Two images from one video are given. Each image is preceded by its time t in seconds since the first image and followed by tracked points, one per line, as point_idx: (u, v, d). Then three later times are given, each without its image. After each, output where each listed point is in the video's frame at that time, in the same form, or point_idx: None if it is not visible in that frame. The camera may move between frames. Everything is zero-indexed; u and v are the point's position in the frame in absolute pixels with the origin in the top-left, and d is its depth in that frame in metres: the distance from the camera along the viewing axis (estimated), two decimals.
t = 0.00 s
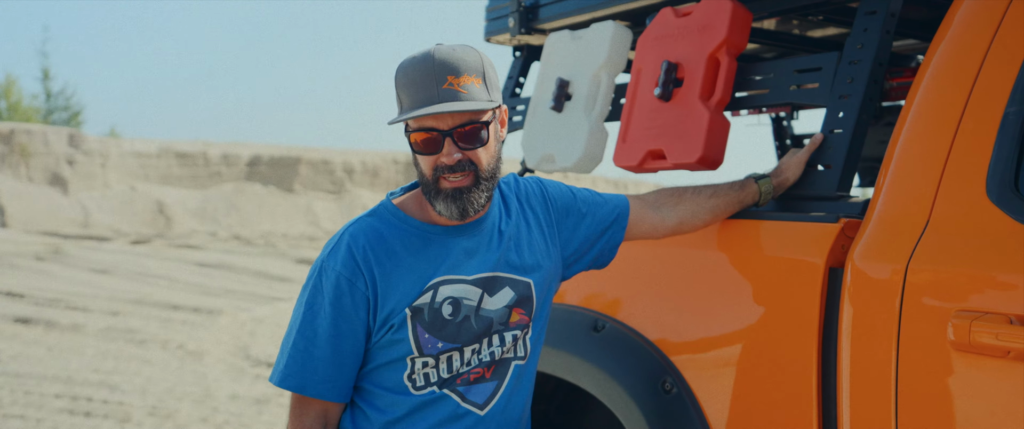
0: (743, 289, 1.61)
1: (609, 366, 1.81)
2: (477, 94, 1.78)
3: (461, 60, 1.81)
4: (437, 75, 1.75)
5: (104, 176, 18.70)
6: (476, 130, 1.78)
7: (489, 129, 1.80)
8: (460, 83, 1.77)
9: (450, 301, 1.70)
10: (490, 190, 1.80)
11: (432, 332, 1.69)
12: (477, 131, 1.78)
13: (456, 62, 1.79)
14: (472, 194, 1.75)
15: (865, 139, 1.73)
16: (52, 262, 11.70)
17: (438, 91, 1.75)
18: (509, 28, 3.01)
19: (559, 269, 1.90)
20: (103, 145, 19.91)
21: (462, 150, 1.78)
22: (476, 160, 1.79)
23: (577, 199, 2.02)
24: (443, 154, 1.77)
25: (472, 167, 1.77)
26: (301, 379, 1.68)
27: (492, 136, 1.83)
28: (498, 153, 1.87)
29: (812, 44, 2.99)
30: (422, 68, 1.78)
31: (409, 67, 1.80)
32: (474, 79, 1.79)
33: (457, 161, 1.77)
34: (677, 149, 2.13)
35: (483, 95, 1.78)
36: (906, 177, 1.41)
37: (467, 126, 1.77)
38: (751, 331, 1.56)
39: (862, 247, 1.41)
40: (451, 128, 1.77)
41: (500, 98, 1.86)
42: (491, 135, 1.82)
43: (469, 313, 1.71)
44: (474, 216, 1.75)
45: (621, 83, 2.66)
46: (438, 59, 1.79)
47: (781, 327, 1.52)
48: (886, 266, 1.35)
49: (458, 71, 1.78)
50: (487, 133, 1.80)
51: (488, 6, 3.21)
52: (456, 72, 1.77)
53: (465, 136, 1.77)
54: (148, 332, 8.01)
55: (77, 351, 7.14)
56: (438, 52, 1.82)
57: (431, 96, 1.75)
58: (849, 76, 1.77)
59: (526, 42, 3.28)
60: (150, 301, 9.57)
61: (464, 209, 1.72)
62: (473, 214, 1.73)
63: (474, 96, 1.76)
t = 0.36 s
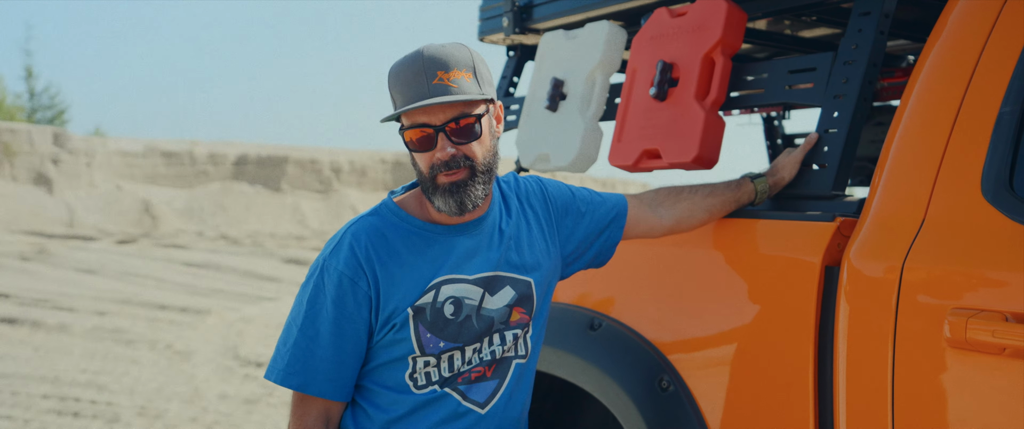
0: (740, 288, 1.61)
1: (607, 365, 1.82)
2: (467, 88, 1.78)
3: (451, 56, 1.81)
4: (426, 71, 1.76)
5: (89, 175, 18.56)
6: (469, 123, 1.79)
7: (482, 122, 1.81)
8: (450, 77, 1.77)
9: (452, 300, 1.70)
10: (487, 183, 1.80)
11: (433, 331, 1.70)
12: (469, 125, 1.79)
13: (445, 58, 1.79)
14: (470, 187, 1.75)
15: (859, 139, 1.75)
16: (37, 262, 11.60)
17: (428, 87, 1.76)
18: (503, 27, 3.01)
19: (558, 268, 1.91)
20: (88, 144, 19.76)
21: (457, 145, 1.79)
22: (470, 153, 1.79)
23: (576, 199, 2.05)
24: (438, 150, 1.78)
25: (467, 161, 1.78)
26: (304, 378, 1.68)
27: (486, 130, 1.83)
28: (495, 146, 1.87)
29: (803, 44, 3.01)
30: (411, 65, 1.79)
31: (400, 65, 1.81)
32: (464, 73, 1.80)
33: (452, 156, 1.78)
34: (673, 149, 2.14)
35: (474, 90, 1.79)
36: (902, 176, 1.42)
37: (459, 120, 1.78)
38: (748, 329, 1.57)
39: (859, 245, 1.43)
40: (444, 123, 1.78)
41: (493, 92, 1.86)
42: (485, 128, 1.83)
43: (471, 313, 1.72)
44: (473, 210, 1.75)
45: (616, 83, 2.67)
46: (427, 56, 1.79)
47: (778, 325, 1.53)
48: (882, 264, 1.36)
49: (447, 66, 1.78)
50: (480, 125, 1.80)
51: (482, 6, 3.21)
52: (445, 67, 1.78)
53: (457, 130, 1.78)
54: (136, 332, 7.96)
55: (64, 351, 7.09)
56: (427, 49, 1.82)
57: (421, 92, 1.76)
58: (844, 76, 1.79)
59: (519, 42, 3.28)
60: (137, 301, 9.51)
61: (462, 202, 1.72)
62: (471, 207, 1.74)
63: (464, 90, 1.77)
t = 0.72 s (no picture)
0: (738, 286, 1.62)
1: (606, 363, 1.83)
2: (489, 95, 1.79)
3: (471, 62, 1.82)
4: (451, 76, 1.76)
5: (83, 175, 18.50)
6: (491, 131, 1.79)
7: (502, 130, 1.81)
8: (473, 84, 1.79)
9: (451, 297, 1.71)
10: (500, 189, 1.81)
11: (433, 328, 1.70)
12: (491, 132, 1.79)
13: (466, 64, 1.80)
14: (486, 194, 1.76)
15: (857, 139, 1.76)
16: (30, 262, 11.56)
17: (453, 92, 1.76)
18: (500, 27, 3.02)
19: (558, 266, 1.92)
20: (81, 143, 19.69)
21: (478, 151, 1.78)
22: (489, 160, 1.79)
23: (576, 197, 2.05)
24: (459, 155, 1.76)
25: (486, 167, 1.78)
26: (304, 376, 1.69)
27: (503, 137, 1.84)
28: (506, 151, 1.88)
29: (799, 44, 3.02)
30: (434, 69, 1.77)
31: (420, 67, 1.79)
32: (485, 79, 1.81)
33: (472, 161, 1.77)
34: (672, 148, 2.15)
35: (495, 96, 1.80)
36: (901, 175, 1.43)
37: (482, 127, 1.77)
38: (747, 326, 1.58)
39: (858, 243, 1.44)
40: (467, 129, 1.77)
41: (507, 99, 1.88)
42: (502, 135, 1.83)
43: (470, 309, 1.72)
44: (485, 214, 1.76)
45: (614, 83, 2.67)
46: (450, 60, 1.79)
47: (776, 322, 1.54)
48: (881, 263, 1.37)
49: (470, 72, 1.79)
50: (500, 132, 1.81)
51: (479, 6, 3.21)
52: (469, 73, 1.79)
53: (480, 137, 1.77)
54: (131, 332, 7.95)
55: (58, 351, 7.07)
56: (447, 52, 1.82)
57: (446, 97, 1.75)
58: (842, 76, 1.80)
59: (516, 42, 3.28)
60: (131, 301, 9.49)
61: (478, 208, 1.73)
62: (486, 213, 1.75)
63: (487, 97, 1.78)
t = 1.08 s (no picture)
0: (728, 284, 1.62)
1: (598, 361, 1.83)
2: (503, 93, 1.80)
3: (485, 57, 1.81)
4: (471, 72, 1.76)
5: (72, 174, 18.38)
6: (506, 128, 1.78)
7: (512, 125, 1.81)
8: (488, 81, 1.79)
9: (442, 294, 1.71)
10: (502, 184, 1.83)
11: (425, 325, 1.70)
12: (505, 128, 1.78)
13: (482, 59, 1.80)
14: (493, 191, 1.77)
15: (847, 136, 1.77)
16: (18, 262, 11.49)
17: (473, 89, 1.75)
18: (491, 25, 3.00)
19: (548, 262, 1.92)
20: (70, 143, 19.57)
21: (491, 148, 1.76)
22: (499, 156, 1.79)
23: (567, 193, 2.03)
24: (474, 151, 1.74)
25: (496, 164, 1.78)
26: (295, 374, 1.68)
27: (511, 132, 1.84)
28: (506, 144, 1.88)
29: (790, 43, 3.03)
30: (453, 63, 1.76)
31: (437, 59, 1.76)
32: (497, 77, 1.82)
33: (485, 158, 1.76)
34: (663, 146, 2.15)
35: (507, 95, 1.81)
36: (890, 172, 1.44)
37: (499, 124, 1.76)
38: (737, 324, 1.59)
39: (847, 240, 1.44)
40: (486, 126, 1.74)
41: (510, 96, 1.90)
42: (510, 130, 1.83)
43: (461, 306, 1.72)
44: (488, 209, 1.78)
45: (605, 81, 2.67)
46: (468, 55, 1.78)
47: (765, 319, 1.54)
48: (870, 259, 1.38)
49: (486, 68, 1.79)
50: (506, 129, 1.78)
51: (470, 4, 3.20)
52: (485, 69, 1.79)
53: (496, 134, 1.76)
54: (120, 331, 7.91)
55: (47, 351, 7.03)
56: (462, 45, 1.80)
57: (466, 93, 1.74)
58: (832, 74, 1.80)
59: (507, 40, 3.27)
60: (121, 301, 9.44)
61: (486, 205, 1.74)
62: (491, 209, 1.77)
63: (502, 95, 1.79)
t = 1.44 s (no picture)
0: (711, 281, 1.63)
1: (581, 358, 1.83)
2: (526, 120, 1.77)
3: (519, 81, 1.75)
4: (513, 102, 1.70)
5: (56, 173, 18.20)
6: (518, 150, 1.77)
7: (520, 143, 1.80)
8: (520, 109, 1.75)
9: (425, 291, 1.70)
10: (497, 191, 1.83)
11: (407, 323, 1.69)
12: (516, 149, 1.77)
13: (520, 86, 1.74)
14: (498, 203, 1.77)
15: (829, 135, 1.78)
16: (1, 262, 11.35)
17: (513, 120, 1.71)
18: (477, 23, 3.00)
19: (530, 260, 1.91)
20: (54, 142, 19.38)
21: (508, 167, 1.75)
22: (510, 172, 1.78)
23: (550, 191, 2.02)
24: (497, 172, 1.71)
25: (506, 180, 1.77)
26: (277, 373, 1.67)
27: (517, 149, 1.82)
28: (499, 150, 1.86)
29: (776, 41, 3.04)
30: (501, 90, 1.68)
31: (487, 82, 1.66)
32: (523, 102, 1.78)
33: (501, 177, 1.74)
34: (647, 144, 2.15)
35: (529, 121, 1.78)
36: (872, 169, 1.45)
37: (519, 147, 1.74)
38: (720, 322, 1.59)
39: (830, 237, 1.45)
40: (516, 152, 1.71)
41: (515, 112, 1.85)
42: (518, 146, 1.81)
43: (443, 303, 1.71)
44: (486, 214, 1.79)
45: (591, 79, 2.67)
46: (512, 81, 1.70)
47: (747, 317, 1.55)
48: (852, 256, 1.38)
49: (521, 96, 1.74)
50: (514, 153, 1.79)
51: (456, 2, 3.20)
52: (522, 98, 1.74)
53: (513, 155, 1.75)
54: (105, 332, 7.83)
55: (30, 351, 6.96)
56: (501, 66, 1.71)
57: (508, 124, 1.69)
58: (815, 72, 1.81)
59: (493, 38, 3.27)
60: (105, 301, 9.35)
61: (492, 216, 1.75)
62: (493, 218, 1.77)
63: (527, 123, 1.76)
